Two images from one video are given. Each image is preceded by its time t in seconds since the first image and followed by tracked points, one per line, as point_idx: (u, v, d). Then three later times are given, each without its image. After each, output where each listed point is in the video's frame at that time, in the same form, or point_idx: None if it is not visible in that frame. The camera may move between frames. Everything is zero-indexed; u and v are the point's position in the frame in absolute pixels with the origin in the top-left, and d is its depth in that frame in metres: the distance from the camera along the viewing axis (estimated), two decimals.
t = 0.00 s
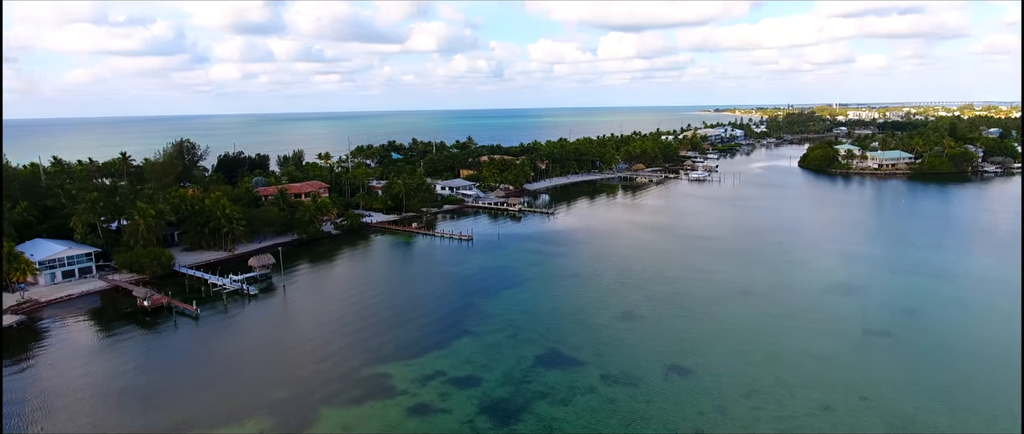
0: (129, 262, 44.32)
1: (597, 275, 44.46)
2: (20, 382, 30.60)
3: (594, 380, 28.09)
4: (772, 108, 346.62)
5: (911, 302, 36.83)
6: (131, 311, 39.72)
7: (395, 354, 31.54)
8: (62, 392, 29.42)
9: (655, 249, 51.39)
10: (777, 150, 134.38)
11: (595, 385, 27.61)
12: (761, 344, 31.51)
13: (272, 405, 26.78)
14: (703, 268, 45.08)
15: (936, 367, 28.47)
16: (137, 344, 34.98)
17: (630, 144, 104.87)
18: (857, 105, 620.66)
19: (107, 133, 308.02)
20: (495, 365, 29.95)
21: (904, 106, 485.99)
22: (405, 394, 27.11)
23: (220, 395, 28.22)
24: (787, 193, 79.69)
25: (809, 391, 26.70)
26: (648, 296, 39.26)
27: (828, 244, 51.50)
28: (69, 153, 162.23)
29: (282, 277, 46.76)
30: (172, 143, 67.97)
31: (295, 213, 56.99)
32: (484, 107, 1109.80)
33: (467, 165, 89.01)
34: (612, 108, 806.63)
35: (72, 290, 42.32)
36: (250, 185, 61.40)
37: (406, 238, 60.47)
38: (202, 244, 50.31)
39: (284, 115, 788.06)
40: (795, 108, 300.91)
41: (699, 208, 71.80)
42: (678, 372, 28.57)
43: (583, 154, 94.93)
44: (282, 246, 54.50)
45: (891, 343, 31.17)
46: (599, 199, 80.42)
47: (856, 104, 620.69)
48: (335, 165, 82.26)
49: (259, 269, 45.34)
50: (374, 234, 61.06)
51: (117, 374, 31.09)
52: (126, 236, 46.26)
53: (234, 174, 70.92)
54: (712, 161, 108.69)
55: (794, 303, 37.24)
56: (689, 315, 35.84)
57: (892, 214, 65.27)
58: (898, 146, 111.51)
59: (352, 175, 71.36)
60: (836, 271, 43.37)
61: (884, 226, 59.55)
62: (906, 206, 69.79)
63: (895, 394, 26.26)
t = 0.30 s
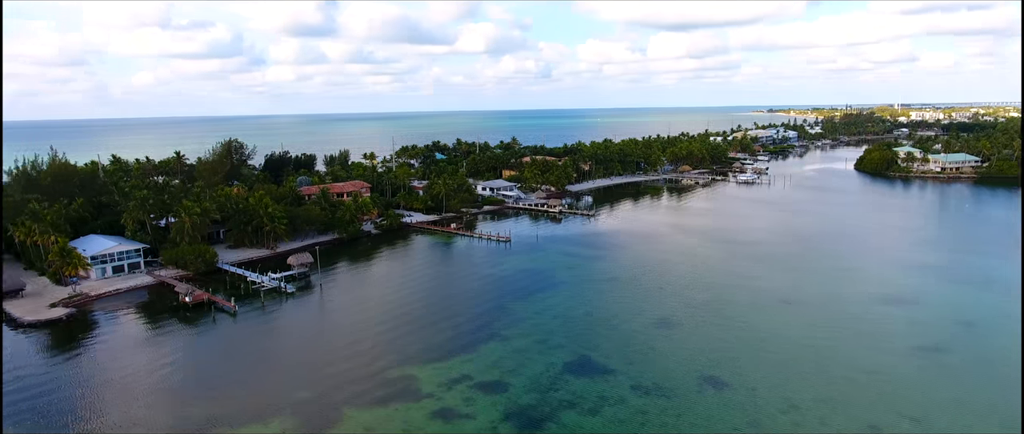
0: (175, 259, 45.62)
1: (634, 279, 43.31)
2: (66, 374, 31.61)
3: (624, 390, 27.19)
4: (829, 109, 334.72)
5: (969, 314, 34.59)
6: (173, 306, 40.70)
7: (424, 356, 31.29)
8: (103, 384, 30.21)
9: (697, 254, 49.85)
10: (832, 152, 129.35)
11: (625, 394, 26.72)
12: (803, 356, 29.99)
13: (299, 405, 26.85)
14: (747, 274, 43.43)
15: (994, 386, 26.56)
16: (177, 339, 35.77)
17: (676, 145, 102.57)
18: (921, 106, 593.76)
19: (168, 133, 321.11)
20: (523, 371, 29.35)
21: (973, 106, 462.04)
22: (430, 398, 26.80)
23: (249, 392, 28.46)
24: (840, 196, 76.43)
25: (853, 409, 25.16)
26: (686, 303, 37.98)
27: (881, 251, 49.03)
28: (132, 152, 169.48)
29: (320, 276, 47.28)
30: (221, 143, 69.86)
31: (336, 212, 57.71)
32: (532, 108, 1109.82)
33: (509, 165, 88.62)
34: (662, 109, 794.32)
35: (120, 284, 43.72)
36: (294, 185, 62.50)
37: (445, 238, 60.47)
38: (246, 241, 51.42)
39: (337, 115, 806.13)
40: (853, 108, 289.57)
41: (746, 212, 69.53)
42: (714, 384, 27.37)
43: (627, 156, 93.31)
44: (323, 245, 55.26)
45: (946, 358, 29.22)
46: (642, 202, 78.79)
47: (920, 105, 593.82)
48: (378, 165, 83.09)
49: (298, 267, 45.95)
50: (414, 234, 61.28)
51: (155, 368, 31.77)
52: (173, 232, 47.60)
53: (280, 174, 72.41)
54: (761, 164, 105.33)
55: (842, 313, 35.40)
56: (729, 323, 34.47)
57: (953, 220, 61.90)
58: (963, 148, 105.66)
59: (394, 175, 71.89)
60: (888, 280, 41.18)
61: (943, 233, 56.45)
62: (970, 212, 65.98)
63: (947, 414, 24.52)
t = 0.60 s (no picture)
0: (223, 255, 46.79)
1: (678, 285, 41.88)
2: (114, 366, 32.57)
3: (661, 401, 26.12)
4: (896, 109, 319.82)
5: None
6: (220, 301, 41.62)
7: (457, 359, 30.93)
8: (148, 377, 30.99)
9: (746, 260, 47.96)
10: (898, 155, 123.09)
11: (661, 406, 25.65)
12: (855, 372, 28.17)
13: (330, 405, 26.82)
14: (798, 283, 41.45)
15: None
16: (221, 334, 36.50)
17: (729, 147, 99.54)
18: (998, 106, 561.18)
19: (231, 133, 333.39)
20: (557, 378, 28.59)
21: None
22: (460, 403, 26.36)
23: (284, 389, 28.64)
24: (905, 201, 72.42)
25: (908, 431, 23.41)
26: (731, 312, 36.41)
27: (947, 261, 45.98)
28: (194, 151, 176.33)
29: (362, 275, 47.65)
30: (273, 143, 71.63)
31: (380, 212, 58.18)
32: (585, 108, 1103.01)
33: (556, 166, 87.75)
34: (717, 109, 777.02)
35: (172, 279, 45.08)
36: (341, 184, 63.40)
37: (488, 239, 60.20)
38: (292, 239, 52.36)
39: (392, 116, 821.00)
40: (922, 108, 275.96)
41: (801, 216, 66.67)
42: (756, 399, 25.96)
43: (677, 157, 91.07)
44: (367, 245, 55.80)
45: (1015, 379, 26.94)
46: (691, 204, 76.66)
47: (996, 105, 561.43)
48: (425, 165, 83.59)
49: (340, 266, 46.40)
50: (457, 235, 61.27)
51: (199, 362, 32.44)
52: (223, 230, 48.87)
53: (329, 173, 73.68)
54: (820, 166, 101.10)
55: (901, 326, 33.27)
56: (777, 334, 32.85)
57: None
58: None
59: (440, 175, 72.11)
60: (953, 293, 38.50)
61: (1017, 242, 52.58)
62: None
63: None
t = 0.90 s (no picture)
0: (271, 253, 47.80)
1: (725, 292, 40.34)
2: (159, 358, 33.53)
3: (698, 414, 24.99)
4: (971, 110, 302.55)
5: None
6: (265, 298, 42.51)
7: (491, 363, 30.52)
8: (191, 370, 31.70)
9: (798, 267, 45.87)
10: (972, 158, 116.16)
11: (699, 420, 24.53)
12: (913, 391, 26.30)
13: (360, 405, 26.82)
14: (853, 292, 39.28)
15: None
16: (264, 330, 37.13)
17: (787, 148, 95.93)
18: None
19: (290, 132, 343.73)
20: (591, 385, 27.82)
21: None
22: (490, 409, 25.94)
23: (317, 387, 28.78)
24: (977, 208, 68.04)
25: None
26: (780, 322, 34.71)
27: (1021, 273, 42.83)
28: (256, 151, 182.41)
29: (404, 275, 47.88)
30: (324, 143, 73.13)
31: (425, 211, 58.48)
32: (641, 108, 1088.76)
33: (605, 167, 86.51)
34: (779, 110, 753.23)
35: (221, 274, 46.34)
36: (388, 184, 64.12)
37: (532, 241, 59.67)
38: (338, 237, 53.20)
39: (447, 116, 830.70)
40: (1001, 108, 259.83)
41: (863, 222, 63.47)
42: (801, 416, 24.55)
43: (731, 159, 88.45)
44: (411, 244, 56.20)
45: None
46: (744, 208, 74.18)
47: None
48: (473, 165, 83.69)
49: (382, 265, 46.78)
50: (501, 236, 60.99)
51: (240, 357, 33.03)
52: (271, 227, 50.01)
53: (378, 173, 74.72)
54: (885, 169, 96.29)
55: (964, 342, 31.02)
56: (827, 347, 31.10)
57: None
58: None
59: (486, 175, 72.10)
60: None
61: None
62: None
63: None
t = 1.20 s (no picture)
0: (314, 251, 48.46)
1: (771, 301, 38.64)
2: (200, 352, 34.35)
3: (735, 430, 23.83)
4: None
5: None
6: (305, 295, 43.15)
7: (522, 368, 29.96)
8: (227, 366, 32.25)
9: (852, 276, 43.52)
10: None
11: None
12: (971, 414, 24.44)
13: (387, 406, 26.72)
14: (911, 304, 36.92)
15: None
16: (300, 329, 37.51)
17: (847, 150, 91.85)
18: None
19: (345, 132, 351.82)
20: (624, 395, 26.93)
21: None
22: (519, 415, 25.40)
23: (347, 386, 28.86)
24: None
25: None
26: (829, 334, 32.95)
27: None
28: (311, 151, 187.12)
29: (443, 275, 47.83)
30: (371, 143, 74.09)
31: (467, 212, 58.42)
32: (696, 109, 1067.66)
33: (653, 168, 84.73)
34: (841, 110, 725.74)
35: (266, 271, 47.30)
36: (432, 184, 64.41)
37: (574, 243, 58.80)
38: (380, 237, 53.65)
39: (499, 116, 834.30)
40: None
41: (927, 229, 59.99)
42: None
43: (786, 161, 85.28)
44: (452, 245, 56.20)
45: None
46: (799, 212, 71.32)
47: None
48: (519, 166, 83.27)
49: (422, 265, 46.86)
50: (543, 238, 60.33)
51: (276, 354, 33.42)
52: (315, 226, 50.80)
53: (423, 173, 75.24)
54: (954, 173, 91.02)
55: None
56: (879, 363, 29.28)
57: None
58: None
59: (530, 176, 71.59)
60: None
61: None
62: None
63: None
